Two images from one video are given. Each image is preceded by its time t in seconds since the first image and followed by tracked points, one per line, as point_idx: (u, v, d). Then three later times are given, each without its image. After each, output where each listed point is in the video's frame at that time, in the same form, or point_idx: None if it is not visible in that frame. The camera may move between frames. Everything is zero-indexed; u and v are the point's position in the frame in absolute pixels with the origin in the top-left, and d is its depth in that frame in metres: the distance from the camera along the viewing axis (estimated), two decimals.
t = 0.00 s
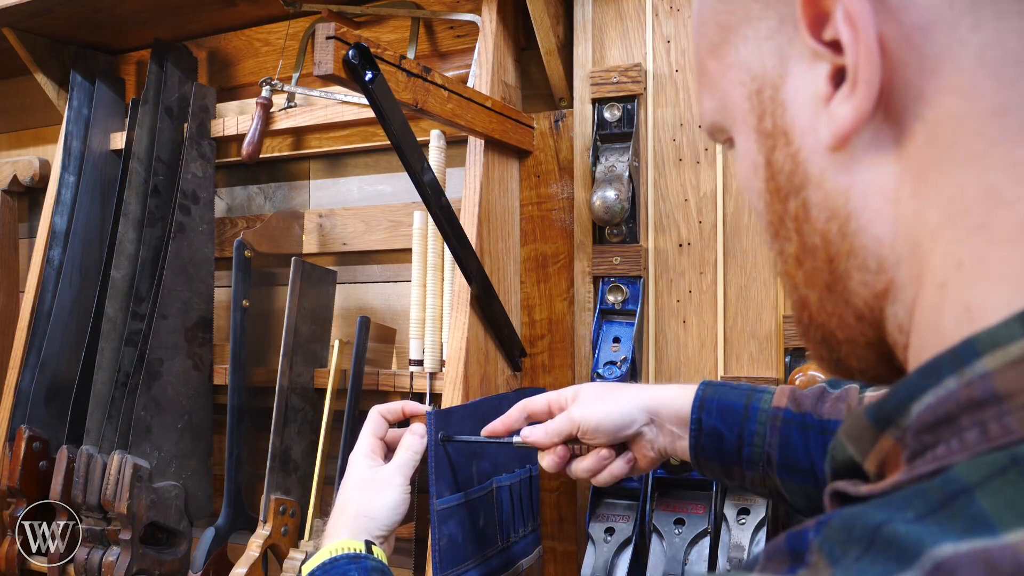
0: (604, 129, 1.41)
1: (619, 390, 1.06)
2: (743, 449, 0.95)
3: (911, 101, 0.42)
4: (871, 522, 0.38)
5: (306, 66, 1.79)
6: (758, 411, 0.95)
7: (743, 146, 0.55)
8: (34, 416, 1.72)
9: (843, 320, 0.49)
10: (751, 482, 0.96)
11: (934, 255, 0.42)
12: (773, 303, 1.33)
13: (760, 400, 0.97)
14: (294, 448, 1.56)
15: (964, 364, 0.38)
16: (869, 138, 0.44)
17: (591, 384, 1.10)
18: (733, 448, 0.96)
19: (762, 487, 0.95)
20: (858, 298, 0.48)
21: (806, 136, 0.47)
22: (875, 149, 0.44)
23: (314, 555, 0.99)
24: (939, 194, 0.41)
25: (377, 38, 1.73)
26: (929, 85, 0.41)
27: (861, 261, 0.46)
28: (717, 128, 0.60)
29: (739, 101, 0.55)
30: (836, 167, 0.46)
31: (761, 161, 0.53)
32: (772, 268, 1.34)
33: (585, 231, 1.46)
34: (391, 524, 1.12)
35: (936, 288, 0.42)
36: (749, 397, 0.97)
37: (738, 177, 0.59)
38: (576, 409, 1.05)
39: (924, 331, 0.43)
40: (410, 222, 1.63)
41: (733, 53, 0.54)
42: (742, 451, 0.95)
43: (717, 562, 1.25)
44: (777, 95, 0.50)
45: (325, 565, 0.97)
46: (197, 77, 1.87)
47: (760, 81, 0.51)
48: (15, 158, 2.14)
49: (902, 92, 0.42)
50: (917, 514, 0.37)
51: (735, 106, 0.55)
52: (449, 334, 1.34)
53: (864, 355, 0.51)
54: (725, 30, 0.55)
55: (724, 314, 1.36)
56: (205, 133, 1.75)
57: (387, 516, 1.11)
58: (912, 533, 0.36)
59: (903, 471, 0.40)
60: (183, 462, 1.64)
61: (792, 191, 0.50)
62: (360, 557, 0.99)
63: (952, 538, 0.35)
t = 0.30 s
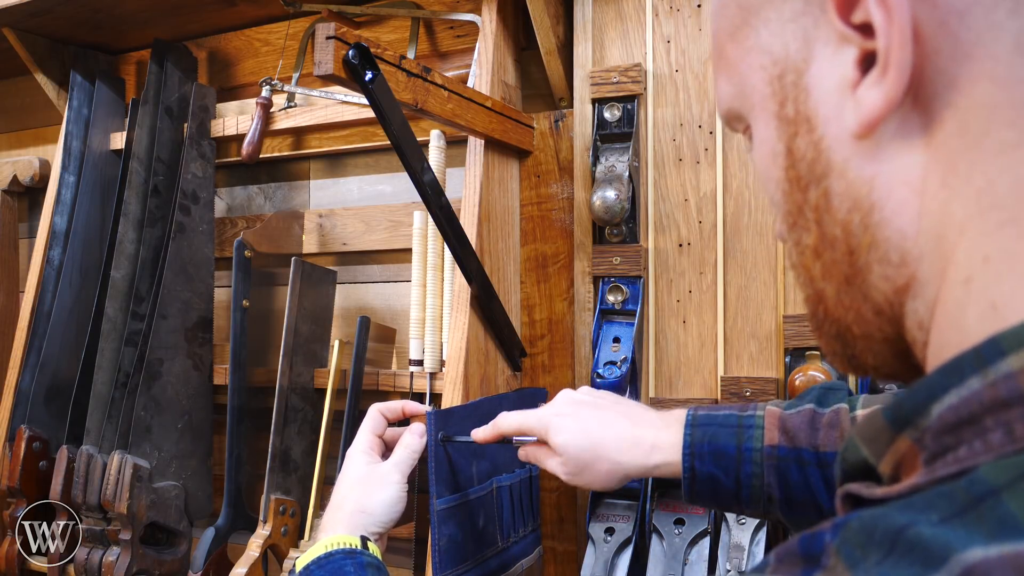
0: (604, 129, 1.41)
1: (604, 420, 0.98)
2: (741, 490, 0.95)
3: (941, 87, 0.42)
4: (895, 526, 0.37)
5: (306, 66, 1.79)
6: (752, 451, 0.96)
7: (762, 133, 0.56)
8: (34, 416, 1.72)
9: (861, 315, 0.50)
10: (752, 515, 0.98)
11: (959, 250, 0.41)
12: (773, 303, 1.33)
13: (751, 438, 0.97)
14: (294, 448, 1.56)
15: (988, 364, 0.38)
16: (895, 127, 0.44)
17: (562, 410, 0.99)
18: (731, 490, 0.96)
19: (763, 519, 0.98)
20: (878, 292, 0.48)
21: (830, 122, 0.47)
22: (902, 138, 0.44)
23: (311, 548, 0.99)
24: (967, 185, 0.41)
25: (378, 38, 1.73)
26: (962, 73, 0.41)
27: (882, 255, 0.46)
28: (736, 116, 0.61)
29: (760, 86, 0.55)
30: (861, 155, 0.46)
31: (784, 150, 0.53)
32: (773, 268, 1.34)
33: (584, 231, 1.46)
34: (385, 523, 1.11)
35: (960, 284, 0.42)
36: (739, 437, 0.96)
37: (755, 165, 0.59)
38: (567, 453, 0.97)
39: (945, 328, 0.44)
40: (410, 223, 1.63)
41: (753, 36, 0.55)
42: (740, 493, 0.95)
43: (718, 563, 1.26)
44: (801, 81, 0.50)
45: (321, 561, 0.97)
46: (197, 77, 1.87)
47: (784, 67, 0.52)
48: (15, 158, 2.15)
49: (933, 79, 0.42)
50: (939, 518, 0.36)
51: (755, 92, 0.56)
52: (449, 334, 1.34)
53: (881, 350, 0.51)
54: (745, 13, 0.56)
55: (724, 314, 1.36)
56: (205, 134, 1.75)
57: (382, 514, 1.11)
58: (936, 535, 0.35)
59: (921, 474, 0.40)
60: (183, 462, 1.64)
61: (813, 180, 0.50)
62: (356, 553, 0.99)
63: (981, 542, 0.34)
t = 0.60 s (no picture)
0: (604, 129, 1.41)
1: (609, 393, 1.02)
2: (734, 453, 0.96)
3: (922, 89, 0.42)
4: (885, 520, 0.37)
5: (306, 66, 1.79)
6: (747, 414, 0.96)
7: (760, 148, 0.56)
8: (34, 416, 1.72)
9: (857, 319, 0.49)
10: (743, 484, 0.97)
11: (945, 247, 0.41)
12: (773, 303, 1.33)
13: (748, 403, 0.97)
14: (294, 448, 1.56)
15: (979, 359, 0.37)
16: (881, 128, 0.44)
17: (570, 390, 1.06)
18: (723, 452, 0.96)
19: (754, 489, 0.97)
20: (870, 294, 0.47)
21: (818, 129, 0.47)
22: (887, 138, 0.44)
23: (314, 552, 0.99)
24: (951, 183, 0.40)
25: (378, 38, 1.73)
26: (940, 73, 0.41)
27: (873, 255, 0.46)
28: (737, 134, 0.60)
29: (755, 99, 0.55)
30: (849, 158, 0.45)
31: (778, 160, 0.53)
32: (772, 268, 1.34)
33: (585, 231, 1.46)
34: (390, 523, 1.12)
35: (949, 279, 0.41)
36: (737, 400, 0.97)
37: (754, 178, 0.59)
38: (567, 416, 1.01)
39: (934, 328, 0.43)
40: (410, 222, 1.63)
41: (748, 53, 0.55)
42: (732, 456, 0.96)
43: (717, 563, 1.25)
44: (791, 91, 0.50)
45: (324, 563, 0.96)
46: (197, 77, 1.87)
47: (776, 78, 0.51)
48: (15, 158, 2.15)
49: (915, 80, 0.42)
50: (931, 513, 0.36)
51: (752, 106, 0.55)
52: (449, 334, 1.34)
53: (880, 356, 0.51)
54: (741, 31, 0.55)
55: (724, 314, 1.36)
56: (205, 134, 1.75)
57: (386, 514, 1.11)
58: (926, 531, 0.35)
59: (915, 468, 0.40)
60: (183, 462, 1.64)
61: (805, 187, 0.50)
62: (359, 556, 0.99)
63: (973, 536, 0.34)
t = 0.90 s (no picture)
0: (604, 129, 1.41)
1: (700, 472, 0.87)
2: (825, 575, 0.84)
3: (982, 66, 0.41)
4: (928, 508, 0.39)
5: (306, 66, 1.79)
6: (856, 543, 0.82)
7: (801, 115, 0.53)
8: (34, 416, 1.72)
9: (889, 294, 0.48)
10: None
11: (994, 230, 0.41)
12: (773, 303, 1.33)
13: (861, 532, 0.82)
14: (294, 448, 1.56)
15: None
16: (933, 106, 0.43)
17: (656, 466, 0.89)
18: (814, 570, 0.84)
19: None
20: (908, 271, 0.46)
21: (869, 100, 0.46)
22: (940, 117, 0.43)
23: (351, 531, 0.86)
24: (1006, 165, 0.40)
25: (378, 38, 1.73)
26: (1004, 52, 0.41)
27: (915, 232, 0.45)
28: (772, 94, 0.57)
29: (801, 65, 0.53)
30: (898, 133, 0.45)
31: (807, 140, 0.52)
32: (772, 268, 1.34)
33: (584, 231, 1.46)
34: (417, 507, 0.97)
35: (995, 262, 0.41)
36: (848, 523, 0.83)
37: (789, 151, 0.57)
38: (651, 500, 0.86)
39: (975, 309, 0.43)
40: (410, 223, 1.63)
41: (797, 17, 0.53)
42: None
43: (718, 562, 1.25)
44: (842, 59, 0.48)
45: (355, 554, 0.83)
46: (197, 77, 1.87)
47: (825, 44, 0.50)
48: (15, 158, 2.15)
49: (975, 57, 0.41)
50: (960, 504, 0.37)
51: (797, 70, 0.53)
52: (449, 334, 1.34)
53: (907, 331, 0.49)
54: None
55: (724, 314, 1.36)
56: (205, 134, 1.75)
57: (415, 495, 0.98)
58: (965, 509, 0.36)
59: (954, 454, 0.40)
60: (183, 462, 1.64)
61: (849, 157, 0.49)
62: (393, 554, 0.84)
63: None
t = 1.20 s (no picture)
0: (604, 129, 1.41)
1: None
2: None
3: None
4: None
5: (306, 66, 1.79)
6: None
7: (891, 98, 0.52)
8: (34, 416, 1.72)
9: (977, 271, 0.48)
10: None
11: None
12: (773, 303, 1.33)
13: None
14: (294, 448, 1.56)
15: None
16: None
17: None
18: None
19: None
20: (1000, 249, 0.47)
21: (974, 86, 0.47)
22: None
23: (395, 511, 0.89)
24: None
25: (378, 38, 1.73)
26: None
27: (1014, 212, 0.45)
28: (857, 77, 0.56)
29: (897, 50, 0.52)
30: (1001, 118, 0.45)
31: (887, 132, 0.53)
32: (772, 268, 1.33)
33: (584, 231, 1.46)
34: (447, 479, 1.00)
35: None
36: None
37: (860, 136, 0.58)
38: None
39: None
40: (410, 223, 1.63)
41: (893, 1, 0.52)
42: None
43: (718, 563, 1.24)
44: (944, 48, 0.49)
45: (401, 533, 0.86)
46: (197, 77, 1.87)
47: (926, 32, 0.50)
48: (15, 158, 2.15)
49: None
50: None
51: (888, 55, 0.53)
52: (450, 334, 1.34)
53: (987, 308, 0.49)
54: None
55: (724, 314, 1.36)
56: (205, 134, 1.75)
57: (440, 471, 1.00)
58: None
59: None
60: (183, 462, 1.64)
61: (947, 141, 0.48)
62: (436, 535, 0.87)
63: None
